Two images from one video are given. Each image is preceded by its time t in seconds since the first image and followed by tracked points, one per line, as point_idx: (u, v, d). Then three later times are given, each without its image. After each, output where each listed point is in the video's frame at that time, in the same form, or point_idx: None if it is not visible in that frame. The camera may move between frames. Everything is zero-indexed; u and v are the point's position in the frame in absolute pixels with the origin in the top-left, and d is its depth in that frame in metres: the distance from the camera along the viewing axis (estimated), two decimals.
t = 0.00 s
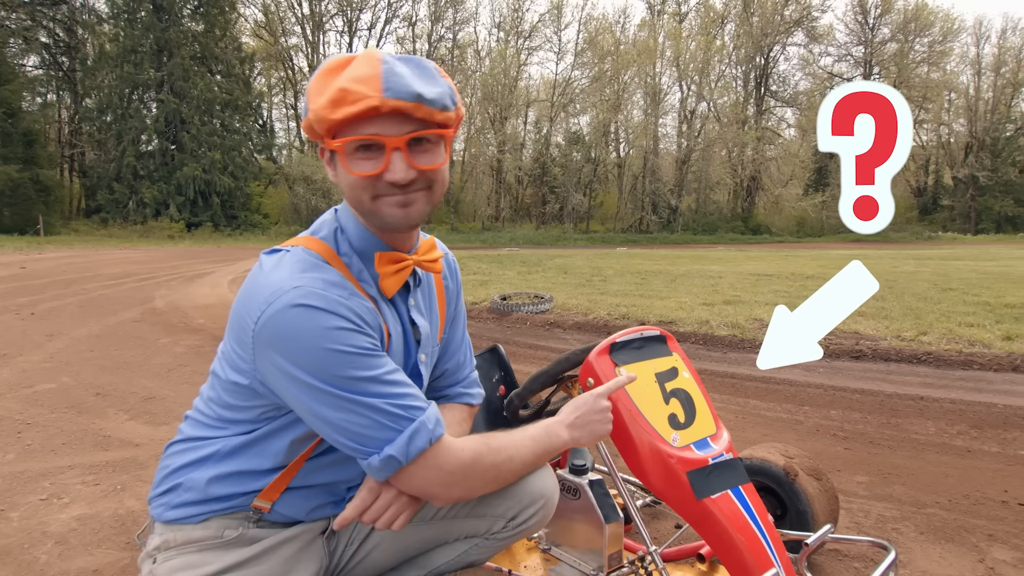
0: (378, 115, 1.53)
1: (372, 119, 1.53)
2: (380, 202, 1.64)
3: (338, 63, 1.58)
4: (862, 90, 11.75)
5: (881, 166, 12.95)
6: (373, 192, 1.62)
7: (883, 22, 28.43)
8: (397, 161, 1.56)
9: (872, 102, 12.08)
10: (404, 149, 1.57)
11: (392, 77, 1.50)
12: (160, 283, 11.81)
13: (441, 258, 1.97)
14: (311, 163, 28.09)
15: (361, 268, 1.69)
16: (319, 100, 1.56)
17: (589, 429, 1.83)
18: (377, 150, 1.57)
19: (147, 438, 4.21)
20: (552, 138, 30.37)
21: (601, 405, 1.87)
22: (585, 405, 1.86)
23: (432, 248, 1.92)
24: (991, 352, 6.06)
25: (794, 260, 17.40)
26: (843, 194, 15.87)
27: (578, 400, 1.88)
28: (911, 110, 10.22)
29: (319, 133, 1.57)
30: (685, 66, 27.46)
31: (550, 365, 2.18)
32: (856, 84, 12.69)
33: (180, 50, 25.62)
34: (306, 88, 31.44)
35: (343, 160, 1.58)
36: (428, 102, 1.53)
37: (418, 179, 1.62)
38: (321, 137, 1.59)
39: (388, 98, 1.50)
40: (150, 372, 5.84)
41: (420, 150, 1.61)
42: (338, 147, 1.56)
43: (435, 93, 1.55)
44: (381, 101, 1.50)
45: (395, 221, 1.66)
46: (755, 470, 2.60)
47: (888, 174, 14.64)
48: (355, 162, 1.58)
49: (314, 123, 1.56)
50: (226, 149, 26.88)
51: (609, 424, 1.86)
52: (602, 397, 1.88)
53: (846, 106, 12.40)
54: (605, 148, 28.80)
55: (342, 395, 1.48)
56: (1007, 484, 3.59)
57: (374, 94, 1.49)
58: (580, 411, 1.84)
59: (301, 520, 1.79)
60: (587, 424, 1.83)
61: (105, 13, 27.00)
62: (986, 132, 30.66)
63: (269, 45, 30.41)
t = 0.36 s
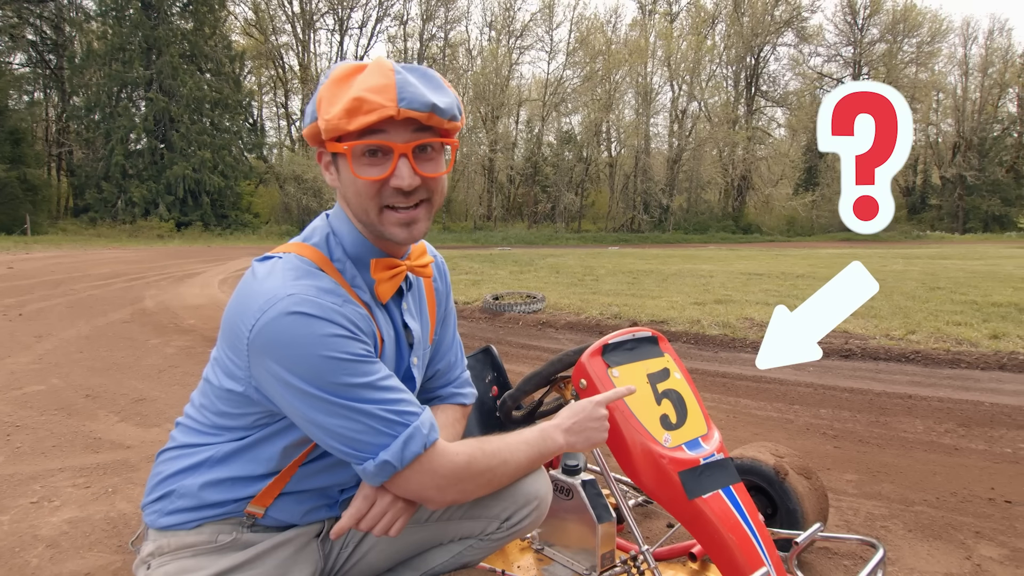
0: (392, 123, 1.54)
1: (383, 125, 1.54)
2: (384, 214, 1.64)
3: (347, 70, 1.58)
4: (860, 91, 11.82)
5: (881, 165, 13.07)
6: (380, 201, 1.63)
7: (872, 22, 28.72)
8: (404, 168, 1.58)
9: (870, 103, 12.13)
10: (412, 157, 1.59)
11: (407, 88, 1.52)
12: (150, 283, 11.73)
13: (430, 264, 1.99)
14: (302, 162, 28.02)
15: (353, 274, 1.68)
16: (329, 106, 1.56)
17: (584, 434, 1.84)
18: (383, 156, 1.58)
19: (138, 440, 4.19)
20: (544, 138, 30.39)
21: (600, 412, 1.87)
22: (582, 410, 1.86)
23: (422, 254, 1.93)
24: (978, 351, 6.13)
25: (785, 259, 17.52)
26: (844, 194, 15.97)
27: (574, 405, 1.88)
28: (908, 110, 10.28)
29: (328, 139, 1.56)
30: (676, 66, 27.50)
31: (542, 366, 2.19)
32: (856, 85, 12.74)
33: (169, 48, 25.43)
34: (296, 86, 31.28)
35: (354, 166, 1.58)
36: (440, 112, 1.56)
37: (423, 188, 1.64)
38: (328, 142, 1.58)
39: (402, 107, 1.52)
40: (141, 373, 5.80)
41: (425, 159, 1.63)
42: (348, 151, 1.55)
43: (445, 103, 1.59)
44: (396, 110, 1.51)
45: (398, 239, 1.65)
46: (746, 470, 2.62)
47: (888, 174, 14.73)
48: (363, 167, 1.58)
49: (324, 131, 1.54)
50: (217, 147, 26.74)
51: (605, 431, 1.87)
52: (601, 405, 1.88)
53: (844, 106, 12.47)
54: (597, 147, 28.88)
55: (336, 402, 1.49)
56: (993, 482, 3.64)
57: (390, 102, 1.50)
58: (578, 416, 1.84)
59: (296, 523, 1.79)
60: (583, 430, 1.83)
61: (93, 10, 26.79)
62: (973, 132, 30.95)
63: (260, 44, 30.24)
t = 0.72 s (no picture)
0: (385, 129, 1.53)
1: (376, 130, 1.53)
2: (366, 220, 1.62)
3: (347, 67, 1.58)
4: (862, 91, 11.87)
5: (881, 166, 13.15)
6: (364, 207, 1.61)
7: (865, 23, 28.88)
8: (391, 177, 1.57)
9: (869, 103, 12.18)
10: (401, 165, 1.57)
11: (403, 95, 1.51)
12: (143, 284, 11.68)
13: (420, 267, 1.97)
14: (296, 162, 28.01)
15: (331, 276, 1.66)
16: (321, 101, 1.56)
17: (520, 358, 1.64)
18: (372, 161, 1.57)
19: (132, 442, 4.18)
20: (538, 137, 30.58)
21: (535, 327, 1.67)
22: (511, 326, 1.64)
23: (411, 257, 1.92)
24: (970, 350, 6.18)
25: (779, 259, 17.59)
26: (842, 194, 16.04)
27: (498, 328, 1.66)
28: (907, 110, 10.30)
29: (317, 137, 1.56)
30: (671, 66, 27.54)
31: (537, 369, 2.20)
32: (857, 85, 12.80)
33: (162, 47, 25.27)
34: (290, 86, 31.18)
35: (341, 166, 1.58)
36: (435, 123, 1.55)
37: (409, 198, 1.62)
38: (318, 140, 1.58)
39: (396, 115, 1.51)
40: (134, 374, 5.78)
41: (415, 168, 1.61)
42: (335, 152, 1.56)
43: (442, 115, 1.58)
44: (389, 117, 1.50)
45: (378, 244, 1.65)
46: (740, 470, 2.64)
47: (888, 174, 14.80)
48: (349, 170, 1.58)
49: (314, 128, 1.55)
50: (210, 147, 26.65)
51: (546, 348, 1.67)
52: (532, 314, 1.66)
53: (845, 106, 12.53)
54: (591, 147, 28.96)
55: (294, 412, 1.45)
56: (985, 481, 3.67)
57: (384, 109, 1.50)
58: (504, 341, 1.63)
59: (292, 526, 1.79)
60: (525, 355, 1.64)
61: (85, 8, 26.65)
62: (965, 133, 31.18)
63: (253, 43, 30.12)
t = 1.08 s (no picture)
0: (374, 153, 1.52)
1: (365, 154, 1.53)
2: (356, 247, 1.61)
3: (338, 90, 1.58)
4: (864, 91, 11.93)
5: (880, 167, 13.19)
6: (352, 234, 1.60)
7: (861, 24, 28.94)
8: (381, 202, 1.55)
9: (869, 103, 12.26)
10: (391, 190, 1.56)
11: (393, 118, 1.50)
12: (139, 284, 11.64)
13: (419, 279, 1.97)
14: (292, 162, 28.07)
15: (326, 296, 1.67)
16: (310, 124, 1.56)
17: (536, 386, 1.68)
18: (362, 185, 1.56)
19: (129, 443, 4.18)
20: (535, 137, 30.59)
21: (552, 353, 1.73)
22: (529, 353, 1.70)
23: (411, 271, 1.93)
24: (965, 350, 6.22)
25: (775, 259, 17.64)
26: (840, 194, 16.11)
27: (518, 354, 1.71)
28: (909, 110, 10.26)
29: (308, 159, 1.56)
30: (667, 66, 27.56)
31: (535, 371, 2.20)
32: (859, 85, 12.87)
33: (158, 46, 25.19)
34: (287, 86, 31.12)
35: (332, 192, 1.57)
36: (427, 148, 1.55)
37: (399, 225, 1.60)
38: (310, 163, 1.58)
39: (385, 140, 1.50)
40: (132, 375, 5.77)
41: (408, 193, 1.60)
42: (322, 176, 1.55)
43: (435, 139, 1.56)
44: (379, 141, 1.49)
45: (369, 272, 1.63)
46: (737, 470, 2.66)
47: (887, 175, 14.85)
48: (337, 195, 1.57)
49: (303, 151, 1.54)
50: (206, 147, 26.59)
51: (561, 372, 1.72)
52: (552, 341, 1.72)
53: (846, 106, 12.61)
54: (588, 147, 28.98)
55: (289, 437, 1.46)
56: (980, 480, 3.70)
57: (373, 133, 1.49)
58: (519, 371, 1.68)
59: (287, 532, 1.79)
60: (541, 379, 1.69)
61: (80, 8, 26.59)
62: (960, 133, 31.29)
63: (250, 43, 30.05)
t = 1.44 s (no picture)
0: (398, 151, 1.55)
1: (389, 154, 1.55)
2: (384, 242, 1.63)
3: (355, 90, 1.58)
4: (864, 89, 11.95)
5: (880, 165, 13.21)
6: (379, 230, 1.61)
7: (859, 24, 28.97)
8: (409, 199, 1.58)
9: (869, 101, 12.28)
10: (417, 187, 1.59)
11: (418, 116, 1.54)
12: (138, 285, 11.62)
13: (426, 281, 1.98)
14: (291, 161, 28.10)
15: (336, 298, 1.67)
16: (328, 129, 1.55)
17: (541, 397, 1.71)
18: (388, 183, 1.58)
19: (130, 444, 4.19)
20: (534, 137, 30.59)
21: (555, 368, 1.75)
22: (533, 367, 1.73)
23: (419, 273, 1.94)
24: (964, 350, 6.24)
25: (774, 259, 17.66)
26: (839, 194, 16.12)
27: (526, 365, 1.73)
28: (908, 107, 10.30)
29: (328, 160, 1.55)
30: (666, 66, 27.55)
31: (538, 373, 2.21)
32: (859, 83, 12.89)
33: (156, 46, 25.15)
34: (285, 85, 31.10)
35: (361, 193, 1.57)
36: (449, 142, 1.59)
37: (425, 219, 1.64)
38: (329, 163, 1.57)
39: (412, 136, 1.53)
40: (132, 376, 5.77)
41: (430, 190, 1.65)
42: (347, 177, 1.55)
43: (455, 135, 1.61)
44: (405, 137, 1.52)
45: (396, 266, 1.65)
46: (737, 471, 2.67)
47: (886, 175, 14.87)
48: (363, 195, 1.57)
49: (325, 152, 1.53)
50: (205, 147, 26.58)
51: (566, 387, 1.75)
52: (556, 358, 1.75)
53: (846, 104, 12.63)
54: (587, 147, 28.98)
55: (299, 440, 1.47)
56: (979, 480, 3.71)
57: (400, 130, 1.51)
58: (526, 382, 1.70)
59: (292, 534, 1.80)
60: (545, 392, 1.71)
61: (78, 8, 26.57)
62: (959, 133, 31.33)
63: (248, 43, 30.04)
